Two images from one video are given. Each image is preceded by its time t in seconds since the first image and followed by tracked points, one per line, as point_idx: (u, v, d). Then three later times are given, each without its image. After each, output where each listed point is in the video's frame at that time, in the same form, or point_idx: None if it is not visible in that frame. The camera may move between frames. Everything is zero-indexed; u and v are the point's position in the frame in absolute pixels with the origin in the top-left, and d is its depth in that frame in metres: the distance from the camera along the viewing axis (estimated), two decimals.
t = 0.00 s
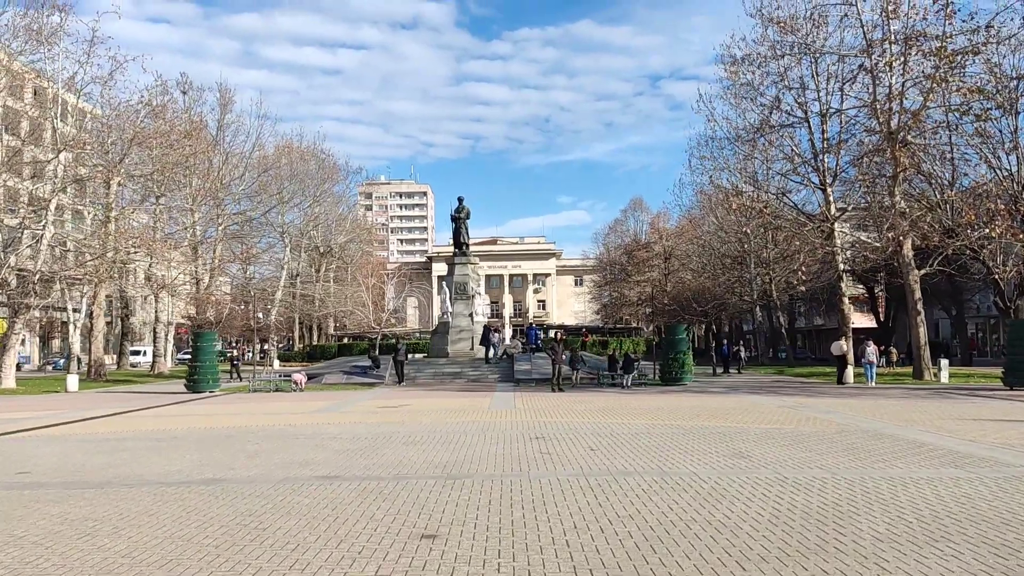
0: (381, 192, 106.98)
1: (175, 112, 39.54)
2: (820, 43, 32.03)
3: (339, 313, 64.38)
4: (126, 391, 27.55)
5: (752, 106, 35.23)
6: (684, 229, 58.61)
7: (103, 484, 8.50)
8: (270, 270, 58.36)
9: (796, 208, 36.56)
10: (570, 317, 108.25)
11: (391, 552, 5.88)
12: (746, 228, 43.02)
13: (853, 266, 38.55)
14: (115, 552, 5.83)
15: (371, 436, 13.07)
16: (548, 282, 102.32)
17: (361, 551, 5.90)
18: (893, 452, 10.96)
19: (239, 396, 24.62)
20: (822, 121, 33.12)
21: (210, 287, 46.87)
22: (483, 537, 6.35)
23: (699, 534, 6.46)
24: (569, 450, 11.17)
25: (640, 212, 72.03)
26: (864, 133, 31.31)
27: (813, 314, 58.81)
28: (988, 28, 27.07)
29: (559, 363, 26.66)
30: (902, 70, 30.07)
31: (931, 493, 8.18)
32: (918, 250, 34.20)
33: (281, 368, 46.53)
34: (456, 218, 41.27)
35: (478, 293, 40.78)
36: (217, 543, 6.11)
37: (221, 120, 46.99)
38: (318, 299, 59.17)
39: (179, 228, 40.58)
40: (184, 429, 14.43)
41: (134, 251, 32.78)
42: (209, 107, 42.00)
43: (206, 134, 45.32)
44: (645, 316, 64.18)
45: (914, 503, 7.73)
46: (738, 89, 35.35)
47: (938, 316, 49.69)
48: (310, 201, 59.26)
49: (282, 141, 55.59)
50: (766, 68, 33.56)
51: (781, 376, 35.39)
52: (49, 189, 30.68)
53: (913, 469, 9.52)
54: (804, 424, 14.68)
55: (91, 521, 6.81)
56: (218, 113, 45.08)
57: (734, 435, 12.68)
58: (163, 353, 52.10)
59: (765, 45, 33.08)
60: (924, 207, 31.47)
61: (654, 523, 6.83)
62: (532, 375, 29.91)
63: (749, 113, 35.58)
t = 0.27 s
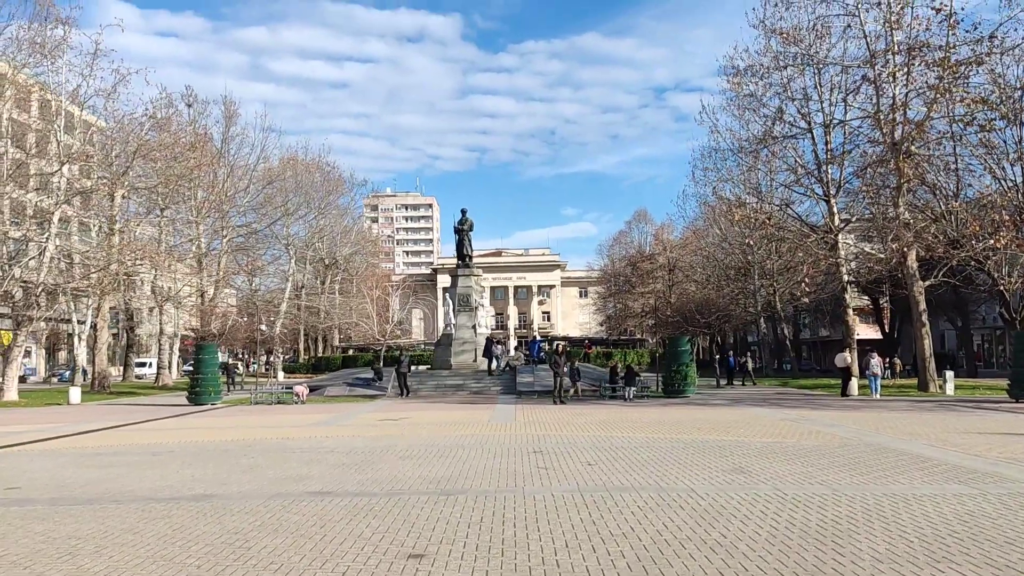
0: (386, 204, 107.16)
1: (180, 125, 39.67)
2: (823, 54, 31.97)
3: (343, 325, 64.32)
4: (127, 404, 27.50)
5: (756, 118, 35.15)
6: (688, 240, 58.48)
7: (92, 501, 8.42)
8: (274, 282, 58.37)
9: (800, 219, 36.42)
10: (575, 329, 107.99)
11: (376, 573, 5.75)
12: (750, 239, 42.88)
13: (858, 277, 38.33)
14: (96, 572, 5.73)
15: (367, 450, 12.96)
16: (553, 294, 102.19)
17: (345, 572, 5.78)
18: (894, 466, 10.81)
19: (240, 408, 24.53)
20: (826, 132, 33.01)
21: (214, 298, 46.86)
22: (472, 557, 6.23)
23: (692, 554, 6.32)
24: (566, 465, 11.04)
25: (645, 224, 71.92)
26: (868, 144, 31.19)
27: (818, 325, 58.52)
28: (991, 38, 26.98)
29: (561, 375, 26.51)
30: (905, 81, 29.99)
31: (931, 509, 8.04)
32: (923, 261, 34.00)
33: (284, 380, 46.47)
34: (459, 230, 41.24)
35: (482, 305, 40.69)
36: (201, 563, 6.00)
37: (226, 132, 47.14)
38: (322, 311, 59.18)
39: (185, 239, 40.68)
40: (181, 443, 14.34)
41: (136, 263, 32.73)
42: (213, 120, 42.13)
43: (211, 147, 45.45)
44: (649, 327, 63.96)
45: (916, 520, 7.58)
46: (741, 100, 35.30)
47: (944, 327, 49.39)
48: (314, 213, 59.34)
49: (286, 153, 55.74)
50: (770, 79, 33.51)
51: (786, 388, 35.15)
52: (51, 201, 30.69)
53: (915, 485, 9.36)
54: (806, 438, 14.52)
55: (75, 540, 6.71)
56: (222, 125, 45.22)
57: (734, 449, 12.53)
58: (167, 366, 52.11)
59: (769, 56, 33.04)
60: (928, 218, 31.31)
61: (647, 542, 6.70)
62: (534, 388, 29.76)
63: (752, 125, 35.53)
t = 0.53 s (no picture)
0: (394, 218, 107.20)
1: (186, 139, 39.76)
2: (830, 65, 31.78)
3: (350, 339, 64.15)
4: (131, 419, 27.36)
5: (764, 130, 34.94)
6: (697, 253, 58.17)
7: (79, 518, 8.24)
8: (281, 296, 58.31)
9: (809, 231, 36.10)
10: (583, 342, 107.54)
11: None
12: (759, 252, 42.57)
13: (867, 289, 37.96)
14: None
15: (364, 466, 12.73)
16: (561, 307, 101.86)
17: None
18: (904, 483, 10.53)
19: (243, 423, 24.35)
20: (834, 144, 32.78)
21: (221, 313, 46.82)
22: None
23: None
24: (566, 481, 10.79)
25: (653, 236, 71.65)
26: (876, 155, 30.92)
27: (828, 338, 58.01)
28: (1000, 48, 26.73)
29: (567, 390, 26.23)
30: (913, 92, 29.74)
31: (941, 528, 7.76)
32: (933, 273, 33.63)
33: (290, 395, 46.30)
34: (465, 243, 41.10)
35: (488, 318, 40.48)
36: None
37: (233, 147, 47.25)
38: (330, 324, 59.03)
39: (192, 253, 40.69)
40: (178, 460, 14.16)
41: (139, 278, 32.63)
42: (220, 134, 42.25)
43: (218, 161, 45.53)
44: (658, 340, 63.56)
45: (925, 539, 7.29)
46: (748, 112, 35.11)
47: (956, 341, 48.86)
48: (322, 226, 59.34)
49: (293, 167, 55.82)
50: (776, 90, 33.32)
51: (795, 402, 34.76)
52: (54, 216, 30.65)
53: (924, 503, 9.09)
54: (813, 453, 14.22)
55: (55, 560, 6.51)
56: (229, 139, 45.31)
57: (740, 465, 12.25)
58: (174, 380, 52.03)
59: (775, 68, 32.87)
60: (938, 229, 30.97)
61: (645, 563, 6.45)
62: (540, 402, 29.48)
63: (759, 137, 35.32)
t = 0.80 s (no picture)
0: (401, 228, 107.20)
1: (193, 149, 39.83)
2: (836, 74, 31.61)
3: (356, 349, 64.03)
4: (133, 430, 27.28)
5: (769, 139, 34.78)
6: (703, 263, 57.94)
7: (63, 533, 8.11)
8: (287, 306, 58.28)
9: (815, 241, 35.86)
10: (590, 352, 107.19)
11: None
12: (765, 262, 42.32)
13: (874, 300, 37.64)
14: None
15: (359, 480, 12.57)
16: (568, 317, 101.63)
17: None
18: (907, 497, 10.30)
19: (243, 434, 24.23)
20: (840, 152, 32.57)
21: (226, 323, 46.81)
22: None
23: None
24: (563, 495, 10.61)
25: (660, 246, 71.41)
26: (882, 164, 30.71)
27: (836, 349, 57.61)
28: (1008, 56, 26.49)
29: (570, 400, 26.00)
30: (920, 101, 29.54)
31: (944, 545, 7.54)
32: (941, 283, 33.34)
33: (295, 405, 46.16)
34: (470, 253, 41.00)
35: (493, 328, 40.34)
36: None
37: (239, 157, 47.34)
38: (336, 334, 58.95)
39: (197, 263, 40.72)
40: (174, 473, 14.03)
41: (143, 288, 32.55)
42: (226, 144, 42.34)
43: (223, 171, 45.59)
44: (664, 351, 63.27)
45: (927, 557, 7.07)
46: (753, 121, 34.96)
47: (965, 352, 48.43)
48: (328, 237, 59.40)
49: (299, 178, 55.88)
50: (782, 99, 33.16)
51: (803, 413, 34.46)
52: (58, 226, 30.61)
53: (928, 518, 8.86)
54: (816, 466, 13.99)
55: None
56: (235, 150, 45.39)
57: (741, 479, 12.04)
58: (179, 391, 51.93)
59: (780, 77, 32.73)
60: (945, 239, 30.69)
61: None
62: (543, 413, 29.26)
63: (765, 146, 35.17)
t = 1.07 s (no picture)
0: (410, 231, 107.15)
1: (200, 154, 39.85)
2: (845, 73, 31.31)
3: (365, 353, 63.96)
4: (138, 434, 27.26)
5: (777, 139, 34.50)
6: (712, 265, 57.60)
7: (54, 541, 8.02)
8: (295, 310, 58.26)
9: (825, 242, 35.56)
10: (599, 355, 106.87)
11: None
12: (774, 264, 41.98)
13: (885, 302, 37.29)
14: None
15: (359, 484, 12.45)
16: (577, 320, 101.38)
17: None
18: (914, 502, 10.10)
19: (248, 439, 24.16)
20: (849, 153, 32.29)
21: (234, 327, 46.86)
22: None
23: None
24: (564, 500, 10.44)
25: (669, 249, 71.09)
26: (892, 165, 30.42)
27: (847, 351, 57.18)
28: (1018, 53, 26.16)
29: (576, 403, 25.80)
30: (929, 100, 29.24)
31: (951, 552, 7.33)
32: (952, 283, 32.98)
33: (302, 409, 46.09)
34: (477, 256, 40.87)
35: (500, 331, 40.20)
36: None
37: (246, 161, 47.36)
38: (344, 338, 58.89)
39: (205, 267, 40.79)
40: (173, 478, 13.93)
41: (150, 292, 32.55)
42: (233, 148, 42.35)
43: (230, 175, 45.61)
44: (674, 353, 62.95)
45: (933, 565, 6.86)
46: (761, 122, 34.72)
47: (977, 354, 47.99)
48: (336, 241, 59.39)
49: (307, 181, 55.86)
50: (790, 99, 32.89)
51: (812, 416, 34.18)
52: (65, 230, 30.62)
53: (935, 523, 8.66)
54: (822, 470, 13.78)
55: None
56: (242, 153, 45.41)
57: (745, 483, 11.86)
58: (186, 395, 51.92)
59: (788, 76, 32.46)
60: (956, 239, 30.35)
61: None
62: (550, 416, 29.09)
63: (774, 147, 34.91)
